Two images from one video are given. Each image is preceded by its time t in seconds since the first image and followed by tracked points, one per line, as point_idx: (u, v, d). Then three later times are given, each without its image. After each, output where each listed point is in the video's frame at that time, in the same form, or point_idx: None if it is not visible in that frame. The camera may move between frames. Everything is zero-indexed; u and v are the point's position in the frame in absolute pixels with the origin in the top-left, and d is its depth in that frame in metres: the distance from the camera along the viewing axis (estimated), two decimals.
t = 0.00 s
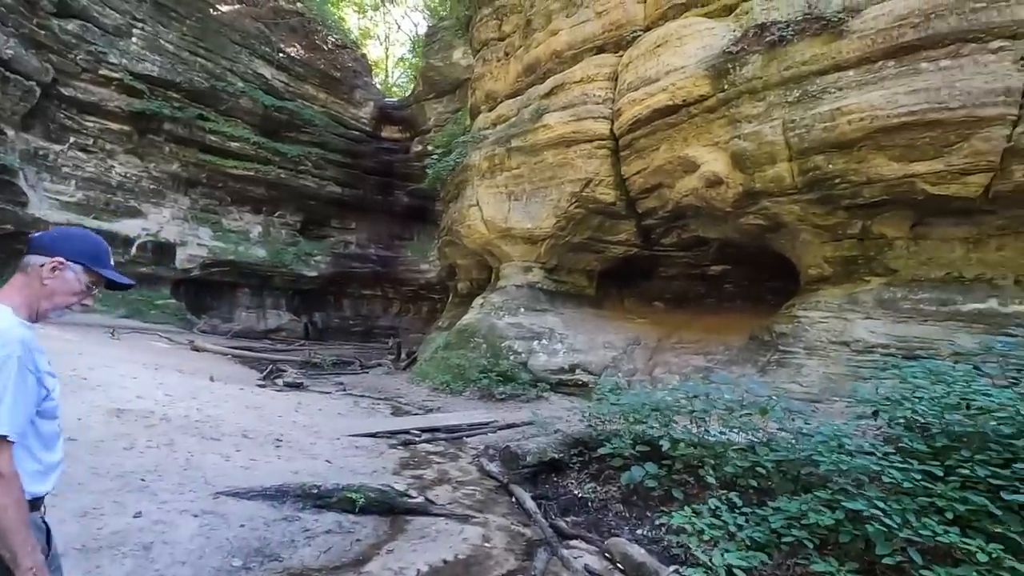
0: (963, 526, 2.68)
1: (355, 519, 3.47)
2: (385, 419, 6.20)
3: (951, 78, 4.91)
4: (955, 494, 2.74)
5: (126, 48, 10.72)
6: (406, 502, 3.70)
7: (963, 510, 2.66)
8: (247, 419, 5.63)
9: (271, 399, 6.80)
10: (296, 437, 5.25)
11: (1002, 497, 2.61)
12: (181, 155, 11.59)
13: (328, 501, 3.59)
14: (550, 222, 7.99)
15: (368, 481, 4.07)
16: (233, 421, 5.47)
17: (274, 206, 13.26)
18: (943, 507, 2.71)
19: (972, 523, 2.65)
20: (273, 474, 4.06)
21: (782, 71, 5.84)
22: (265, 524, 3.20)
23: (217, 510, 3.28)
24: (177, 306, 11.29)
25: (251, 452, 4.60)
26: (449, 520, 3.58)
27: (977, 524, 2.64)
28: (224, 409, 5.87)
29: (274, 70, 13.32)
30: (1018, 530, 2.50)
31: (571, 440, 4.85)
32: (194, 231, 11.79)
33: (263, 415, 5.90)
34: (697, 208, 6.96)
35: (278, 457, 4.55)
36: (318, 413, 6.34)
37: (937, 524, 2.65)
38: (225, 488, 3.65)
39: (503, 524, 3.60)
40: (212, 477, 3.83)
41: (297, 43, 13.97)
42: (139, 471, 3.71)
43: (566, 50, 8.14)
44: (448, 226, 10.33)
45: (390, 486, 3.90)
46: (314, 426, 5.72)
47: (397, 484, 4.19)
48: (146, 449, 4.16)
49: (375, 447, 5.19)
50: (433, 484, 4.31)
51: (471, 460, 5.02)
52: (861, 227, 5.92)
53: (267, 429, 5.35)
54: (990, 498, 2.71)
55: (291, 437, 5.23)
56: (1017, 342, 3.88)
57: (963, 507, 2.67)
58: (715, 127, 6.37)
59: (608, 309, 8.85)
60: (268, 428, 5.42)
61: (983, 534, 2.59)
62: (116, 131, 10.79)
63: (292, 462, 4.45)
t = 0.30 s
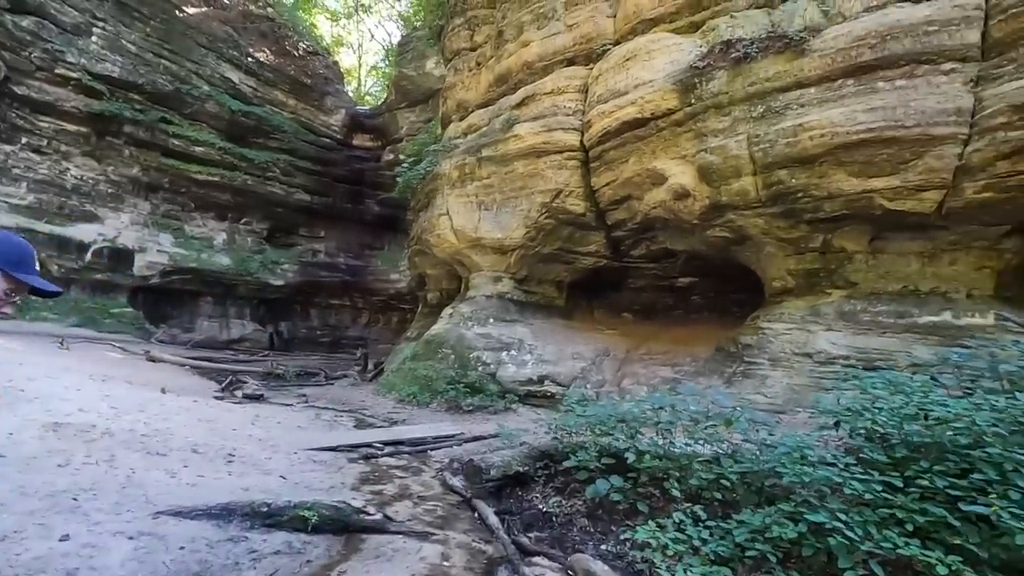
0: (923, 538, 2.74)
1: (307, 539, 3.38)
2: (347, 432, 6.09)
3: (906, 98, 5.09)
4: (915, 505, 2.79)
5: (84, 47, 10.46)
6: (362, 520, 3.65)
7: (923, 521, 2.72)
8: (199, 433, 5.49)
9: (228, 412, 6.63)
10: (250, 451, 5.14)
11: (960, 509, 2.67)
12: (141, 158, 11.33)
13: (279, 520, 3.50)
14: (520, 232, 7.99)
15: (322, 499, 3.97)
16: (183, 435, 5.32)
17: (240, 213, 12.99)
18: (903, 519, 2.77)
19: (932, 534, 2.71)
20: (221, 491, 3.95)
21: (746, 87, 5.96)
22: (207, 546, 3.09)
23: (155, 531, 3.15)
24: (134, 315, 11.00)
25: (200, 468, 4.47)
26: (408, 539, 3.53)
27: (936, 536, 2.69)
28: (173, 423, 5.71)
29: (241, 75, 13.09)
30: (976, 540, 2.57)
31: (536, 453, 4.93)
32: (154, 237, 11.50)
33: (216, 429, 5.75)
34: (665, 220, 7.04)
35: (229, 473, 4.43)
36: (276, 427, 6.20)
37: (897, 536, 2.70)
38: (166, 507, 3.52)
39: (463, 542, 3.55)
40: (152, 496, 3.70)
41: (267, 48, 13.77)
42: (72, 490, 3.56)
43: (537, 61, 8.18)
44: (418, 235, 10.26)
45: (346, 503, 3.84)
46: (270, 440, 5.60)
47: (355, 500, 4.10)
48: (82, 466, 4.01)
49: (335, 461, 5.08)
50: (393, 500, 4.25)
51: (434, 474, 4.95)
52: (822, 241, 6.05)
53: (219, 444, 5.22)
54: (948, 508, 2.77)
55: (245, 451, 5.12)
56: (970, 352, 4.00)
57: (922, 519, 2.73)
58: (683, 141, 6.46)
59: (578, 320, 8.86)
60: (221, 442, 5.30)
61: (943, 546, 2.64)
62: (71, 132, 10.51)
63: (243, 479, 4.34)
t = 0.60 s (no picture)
0: (890, 548, 2.85)
1: (262, 557, 3.29)
2: (309, 443, 5.95)
3: (868, 116, 5.29)
4: (882, 517, 2.89)
5: (37, 38, 10.05)
6: (323, 537, 3.58)
7: (889, 532, 2.83)
8: (149, 445, 5.31)
9: (183, 422, 6.41)
10: (204, 464, 5.00)
11: (927, 520, 2.79)
12: (96, 156, 10.86)
13: (233, 538, 3.40)
14: (491, 240, 7.98)
15: (280, 514, 3.87)
16: (131, 447, 5.15)
17: (201, 215, 12.59)
18: (873, 532, 2.86)
19: (898, 545, 2.82)
20: (171, 507, 3.83)
21: (715, 102, 6.08)
22: (154, 567, 2.97)
23: (96, 551, 3.02)
24: (83, 319, 10.52)
25: (150, 482, 4.33)
26: (371, 555, 3.50)
27: (903, 547, 2.81)
28: (122, 434, 5.52)
29: (206, 73, 12.89)
30: (942, 551, 2.68)
31: (505, 465, 4.90)
32: (108, 238, 11.05)
33: (168, 440, 5.57)
34: (635, 230, 7.11)
35: (181, 487, 4.30)
36: (233, 437, 6.01)
37: (865, 547, 2.83)
38: (109, 525, 3.38)
39: (429, 558, 3.53)
40: (95, 513, 3.56)
41: (233, 47, 13.60)
42: (8, 507, 3.42)
43: (511, 69, 8.21)
44: (386, 241, 10.14)
45: (306, 519, 3.78)
46: (226, 451, 5.44)
47: (315, 515, 4.01)
48: (20, 481, 3.86)
49: (295, 473, 4.97)
50: (356, 514, 4.17)
51: (399, 486, 4.90)
52: (786, 253, 6.18)
53: (170, 456, 5.07)
54: (915, 519, 2.88)
55: (199, 464, 4.97)
56: (928, 365, 4.13)
57: (889, 530, 2.84)
58: (653, 152, 6.56)
59: (548, 329, 8.87)
60: (173, 454, 5.15)
61: (909, 557, 2.77)
62: (21, 126, 9.99)
63: (194, 493, 4.22)
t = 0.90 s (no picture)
0: (862, 567, 3.00)
1: None
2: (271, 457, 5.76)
3: (830, 141, 5.49)
4: (855, 537, 3.05)
5: None
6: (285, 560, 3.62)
7: (861, 552, 2.98)
8: (98, 462, 5.08)
9: (135, 435, 6.13)
10: (158, 481, 4.79)
11: (897, 539, 2.93)
12: (47, 152, 10.29)
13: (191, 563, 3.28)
14: (462, 250, 7.97)
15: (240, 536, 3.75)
16: (80, 464, 4.93)
17: (159, 215, 12.21)
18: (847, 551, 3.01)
19: (869, 564, 2.97)
20: (121, 530, 3.65)
21: (686, 120, 6.22)
22: None
23: None
24: (26, 323, 9.97)
25: (96, 503, 4.14)
26: None
27: (874, 566, 2.95)
28: (69, 450, 5.27)
29: (168, 70, 12.41)
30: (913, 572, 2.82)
31: (476, 481, 4.73)
32: (58, 238, 10.51)
33: (119, 456, 5.33)
34: (606, 244, 7.19)
35: (133, 507, 4.11)
36: (190, 451, 5.78)
37: (838, 568, 2.98)
38: (54, 551, 3.21)
39: None
40: (38, 538, 3.38)
41: (198, 45, 13.21)
42: None
43: (485, 80, 8.24)
44: (354, 248, 9.98)
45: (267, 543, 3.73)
46: (183, 467, 5.22)
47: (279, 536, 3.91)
48: None
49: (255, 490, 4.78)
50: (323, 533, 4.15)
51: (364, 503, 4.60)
52: (752, 270, 6.34)
53: (122, 473, 4.86)
54: (885, 538, 3.01)
55: (152, 481, 4.77)
56: (890, 386, 4.34)
57: (860, 550, 2.99)
58: (625, 169, 6.67)
59: (516, 341, 8.87)
60: (126, 470, 4.94)
61: None
62: None
63: (146, 513, 4.04)
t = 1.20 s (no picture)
0: None
1: None
2: (235, 473, 5.50)
3: (799, 160, 5.65)
4: (839, 554, 2.98)
5: None
6: None
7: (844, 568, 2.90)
8: (46, 481, 4.78)
9: (87, 450, 5.81)
10: (112, 500, 4.52)
11: (877, 555, 2.90)
12: None
13: None
14: (434, 258, 7.89)
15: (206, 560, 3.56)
16: (26, 484, 4.61)
17: (112, 217, 11.67)
18: (826, 565, 2.95)
19: None
20: (75, 556, 3.40)
21: (660, 136, 6.33)
22: None
23: None
24: None
25: (45, 526, 3.89)
26: None
27: None
28: (14, 468, 4.96)
29: (127, 66, 11.87)
30: None
31: (452, 495, 4.62)
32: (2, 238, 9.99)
33: (69, 474, 5.02)
34: (579, 255, 7.22)
35: (86, 530, 3.87)
36: (147, 467, 5.50)
37: None
38: None
39: None
40: None
41: (161, 42, 12.69)
42: None
43: (460, 89, 8.27)
44: (322, 255, 9.78)
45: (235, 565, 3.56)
46: (140, 484, 4.95)
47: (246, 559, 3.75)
48: None
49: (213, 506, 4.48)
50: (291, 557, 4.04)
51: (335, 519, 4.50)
52: (722, 284, 6.45)
53: (74, 492, 4.59)
54: (865, 554, 2.97)
55: (106, 501, 4.50)
56: (863, 402, 4.47)
57: (843, 566, 2.91)
58: (600, 180, 6.72)
59: (487, 350, 8.83)
60: (78, 490, 4.65)
61: None
62: None
63: (102, 536, 3.79)
